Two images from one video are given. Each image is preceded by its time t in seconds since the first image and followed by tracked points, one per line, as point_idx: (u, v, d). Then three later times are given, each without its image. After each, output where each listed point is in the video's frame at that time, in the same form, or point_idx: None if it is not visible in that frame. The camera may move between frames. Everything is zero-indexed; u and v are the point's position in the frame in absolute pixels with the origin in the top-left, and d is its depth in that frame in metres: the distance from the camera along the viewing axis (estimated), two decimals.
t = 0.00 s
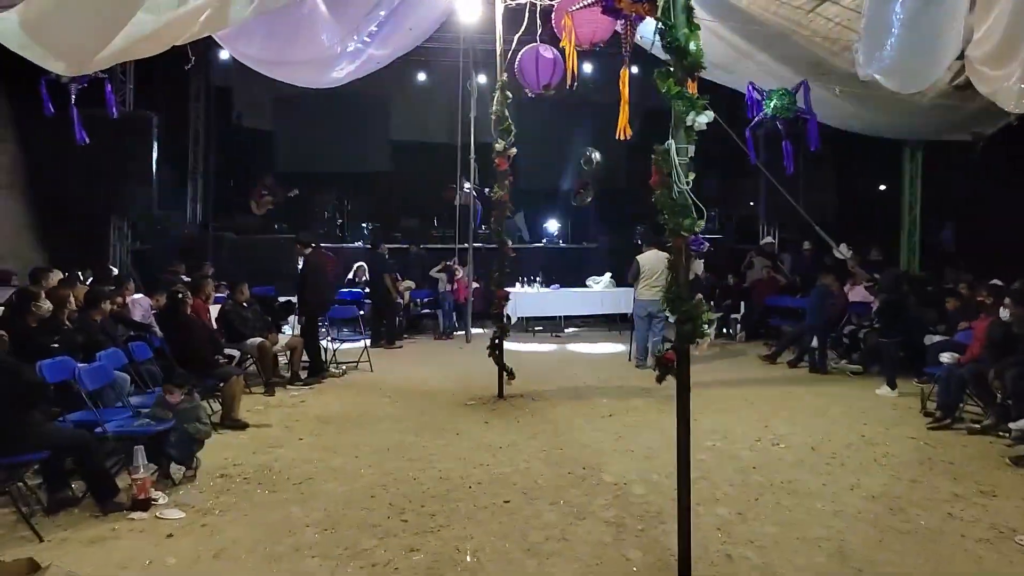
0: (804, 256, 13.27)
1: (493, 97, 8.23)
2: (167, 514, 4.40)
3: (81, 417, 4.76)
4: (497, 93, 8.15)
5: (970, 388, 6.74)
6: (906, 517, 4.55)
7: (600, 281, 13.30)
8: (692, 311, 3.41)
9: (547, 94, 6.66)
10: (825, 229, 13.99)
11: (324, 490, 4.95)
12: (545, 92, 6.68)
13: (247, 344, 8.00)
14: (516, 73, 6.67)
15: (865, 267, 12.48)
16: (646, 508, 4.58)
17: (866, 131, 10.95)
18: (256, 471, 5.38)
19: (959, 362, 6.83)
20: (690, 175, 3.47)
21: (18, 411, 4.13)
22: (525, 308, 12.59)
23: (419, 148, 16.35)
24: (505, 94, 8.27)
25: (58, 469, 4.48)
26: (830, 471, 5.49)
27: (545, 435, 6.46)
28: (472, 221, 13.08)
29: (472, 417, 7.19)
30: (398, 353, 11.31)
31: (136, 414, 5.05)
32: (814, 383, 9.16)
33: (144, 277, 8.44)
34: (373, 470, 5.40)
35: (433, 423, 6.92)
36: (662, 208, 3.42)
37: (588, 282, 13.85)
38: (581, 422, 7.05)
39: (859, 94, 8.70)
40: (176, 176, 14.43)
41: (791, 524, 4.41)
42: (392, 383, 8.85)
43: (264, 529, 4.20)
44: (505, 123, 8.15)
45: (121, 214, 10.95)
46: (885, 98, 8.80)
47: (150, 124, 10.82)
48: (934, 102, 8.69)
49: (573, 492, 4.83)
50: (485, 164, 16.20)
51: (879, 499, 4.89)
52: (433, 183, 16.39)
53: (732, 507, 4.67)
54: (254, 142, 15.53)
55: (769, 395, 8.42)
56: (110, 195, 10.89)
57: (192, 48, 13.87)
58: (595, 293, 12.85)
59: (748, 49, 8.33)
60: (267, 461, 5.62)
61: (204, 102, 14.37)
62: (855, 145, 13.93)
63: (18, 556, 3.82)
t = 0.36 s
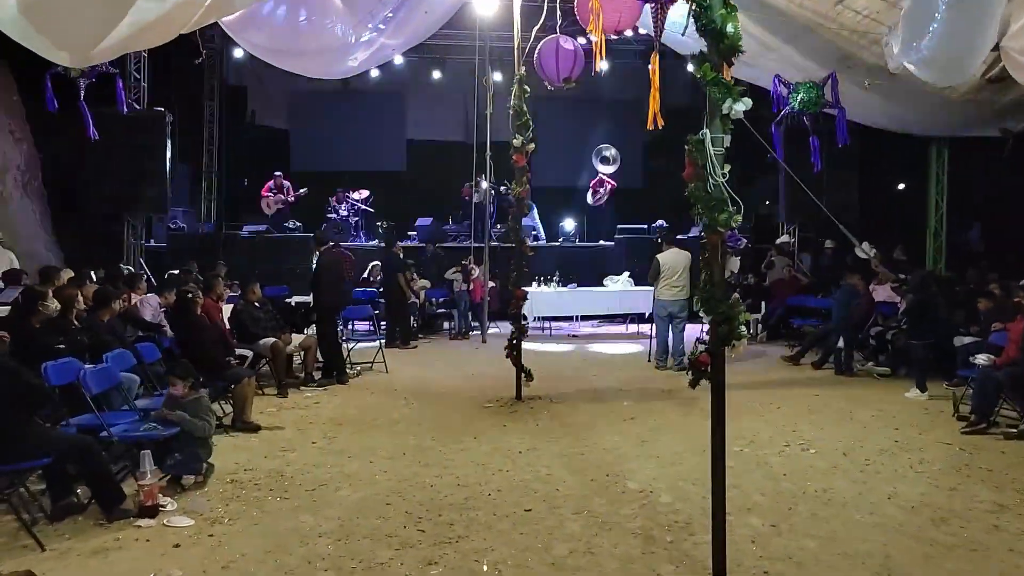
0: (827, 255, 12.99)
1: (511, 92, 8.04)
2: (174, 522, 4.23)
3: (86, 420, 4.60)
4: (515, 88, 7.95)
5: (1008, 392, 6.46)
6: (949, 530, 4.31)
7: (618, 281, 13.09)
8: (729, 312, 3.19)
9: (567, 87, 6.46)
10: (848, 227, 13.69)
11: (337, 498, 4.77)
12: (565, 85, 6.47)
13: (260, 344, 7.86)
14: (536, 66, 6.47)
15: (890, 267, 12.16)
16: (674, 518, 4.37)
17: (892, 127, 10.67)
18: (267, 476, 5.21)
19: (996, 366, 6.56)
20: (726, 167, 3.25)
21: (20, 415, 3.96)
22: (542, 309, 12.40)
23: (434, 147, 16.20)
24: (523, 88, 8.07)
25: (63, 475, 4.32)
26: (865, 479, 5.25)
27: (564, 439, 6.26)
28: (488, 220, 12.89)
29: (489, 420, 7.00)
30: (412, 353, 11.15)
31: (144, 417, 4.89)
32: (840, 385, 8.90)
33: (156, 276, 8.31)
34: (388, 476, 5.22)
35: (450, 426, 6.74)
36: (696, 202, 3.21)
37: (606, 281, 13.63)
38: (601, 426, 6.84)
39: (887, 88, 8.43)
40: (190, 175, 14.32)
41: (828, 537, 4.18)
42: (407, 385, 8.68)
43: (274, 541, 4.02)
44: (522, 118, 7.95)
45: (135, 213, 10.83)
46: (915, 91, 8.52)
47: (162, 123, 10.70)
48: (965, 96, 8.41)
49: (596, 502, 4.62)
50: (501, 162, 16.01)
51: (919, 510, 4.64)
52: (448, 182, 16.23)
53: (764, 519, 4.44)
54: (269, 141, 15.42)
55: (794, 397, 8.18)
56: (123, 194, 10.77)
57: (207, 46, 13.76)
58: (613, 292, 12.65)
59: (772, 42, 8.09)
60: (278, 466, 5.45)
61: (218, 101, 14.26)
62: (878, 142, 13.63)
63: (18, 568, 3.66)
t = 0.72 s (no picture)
0: (844, 251, 12.73)
1: (524, 84, 7.82)
2: (178, 536, 4.03)
3: (85, 428, 4.43)
4: (527, 80, 7.73)
5: None
6: (995, 540, 4.08)
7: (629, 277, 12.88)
8: (771, 314, 2.97)
9: (582, 77, 6.24)
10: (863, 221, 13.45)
11: (349, 507, 4.56)
12: (580, 76, 6.26)
13: (267, 345, 7.67)
14: (551, 56, 6.25)
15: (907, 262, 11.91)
16: (705, 529, 4.15)
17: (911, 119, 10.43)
18: (276, 484, 5.01)
19: None
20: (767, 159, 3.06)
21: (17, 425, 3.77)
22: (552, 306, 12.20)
23: (440, 143, 16.00)
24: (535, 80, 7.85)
25: (61, 487, 4.13)
26: (900, 485, 5.02)
27: (582, 443, 6.05)
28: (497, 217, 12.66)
29: (503, 422, 6.79)
30: (421, 352, 10.95)
31: (147, 425, 4.70)
32: (860, 384, 8.67)
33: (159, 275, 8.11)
34: (401, 484, 5.01)
35: (464, 429, 6.52)
36: (735, 196, 3.01)
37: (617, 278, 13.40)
38: (619, 428, 6.63)
39: (909, 78, 8.19)
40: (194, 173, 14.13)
41: (868, 549, 3.96)
42: (417, 386, 8.46)
43: (284, 555, 3.81)
44: (535, 111, 7.73)
45: (138, 210, 10.63)
46: (938, 83, 8.28)
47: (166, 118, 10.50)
48: (991, 86, 8.17)
49: (621, 511, 4.41)
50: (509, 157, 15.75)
51: (960, 518, 4.42)
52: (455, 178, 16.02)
53: (798, 528, 4.23)
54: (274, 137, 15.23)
55: (815, 396, 7.96)
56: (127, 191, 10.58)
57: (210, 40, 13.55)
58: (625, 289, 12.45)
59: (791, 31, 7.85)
60: (287, 473, 5.25)
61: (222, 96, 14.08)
62: (894, 135, 13.37)
63: None
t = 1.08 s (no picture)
0: (855, 248, 12.49)
1: (530, 76, 7.58)
2: (171, 550, 3.82)
3: (71, 435, 4.26)
4: (534, 70, 7.50)
5: None
6: None
7: (636, 275, 12.66)
8: (808, 314, 2.74)
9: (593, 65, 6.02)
10: (874, 217, 13.21)
11: (350, 518, 4.34)
12: (590, 65, 6.05)
13: (267, 345, 7.46)
14: (558, 44, 6.03)
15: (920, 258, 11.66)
16: (726, 541, 3.93)
17: (925, 112, 10.19)
18: (275, 492, 4.80)
19: None
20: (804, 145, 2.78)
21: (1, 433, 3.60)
22: (557, 304, 11.98)
23: (444, 139, 15.80)
24: (542, 72, 7.62)
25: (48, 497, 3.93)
26: (928, 491, 4.79)
27: (592, 447, 5.84)
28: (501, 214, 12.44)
29: (510, 425, 6.57)
30: (425, 352, 10.74)
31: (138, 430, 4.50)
32: (877, 383, 8.44)
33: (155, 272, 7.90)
34: (406, 491, 4.80)
35: (469, 432, 6.30)
36: (767, 186, 2.77)
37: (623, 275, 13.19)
38: (630, 430, 6.40)
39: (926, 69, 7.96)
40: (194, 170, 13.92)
41: (901, 562, 3.73)
42: (421, 387, 8.23)
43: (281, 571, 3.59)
44: (542, 103, 7.49)
45: (137, 208, 10.42)
46: (957, 72, 8.01)
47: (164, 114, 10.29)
48: (1013, 76, 7.91)
49: (637, 521, 4.19)
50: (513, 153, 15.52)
51: (995, 528, 4.19)
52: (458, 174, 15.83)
53: (825, 540, 4.00)
54: (276, 135, 15.05)
55: (830, 396, 7.73)
56: (124, 189, 10.37)
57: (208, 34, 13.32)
58: (631, 287, 12.23)
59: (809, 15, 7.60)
60: (286, 480, 5.04)
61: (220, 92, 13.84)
62: (906, 128, 13.12)
63: None
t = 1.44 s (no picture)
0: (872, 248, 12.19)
1: (540, 70, 7.33)
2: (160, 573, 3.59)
3: (56, 448, 4.04)
4: (545, 65, 7.24)
5: None
6: None
7: (647, 275, 12.39)
8: (852, 327, 2.47)
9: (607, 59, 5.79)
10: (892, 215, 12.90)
11: (350, 537, 4.10)
12: (604, 58, 5.80)
13: (269, 350, 7.23)
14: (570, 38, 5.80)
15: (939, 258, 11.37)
16: (752, 566, 3.67)
17: (948, 108, 9.87)
18: (273, 507, 4.57)
19: None
20: (848, 140, 2.51)
21: None
22: (567, 305, 11.73)
23: (451, 137, 15.58)
24: (553, 67, 7.36)
25: (29, 517, 3.70)
26: (964, 509, 4.51)
27: (606, 458, 5.58)
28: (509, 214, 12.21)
29: (519, 433, 6.33)
30: (432, 354, 10.51)
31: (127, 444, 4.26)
32: (899, 388, 8.16)
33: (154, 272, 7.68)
34: (410, 507, 4.56)
35: (477, 441, 6.05)
36: (805, 185, 2.52)
37: (634, 275, 12.92)
38: (645, 439, 6.15)
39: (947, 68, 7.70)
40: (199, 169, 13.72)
41: None
42: (427, 392, 7.98)
43: None
44: (552, 98, 7.24)
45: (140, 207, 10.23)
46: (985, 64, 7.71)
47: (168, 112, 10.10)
48: None
49: (656, 543, 3.93)
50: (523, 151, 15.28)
51: None
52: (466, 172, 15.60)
53: (858, 565, 3.74)
54: (281, 133, 14.83)
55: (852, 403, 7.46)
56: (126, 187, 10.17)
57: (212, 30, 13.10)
58: (643, 287, 11.97)
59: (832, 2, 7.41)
60: (285, 494, 4.80)
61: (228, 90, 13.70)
62: (924, 125, 12.81)
63: None
